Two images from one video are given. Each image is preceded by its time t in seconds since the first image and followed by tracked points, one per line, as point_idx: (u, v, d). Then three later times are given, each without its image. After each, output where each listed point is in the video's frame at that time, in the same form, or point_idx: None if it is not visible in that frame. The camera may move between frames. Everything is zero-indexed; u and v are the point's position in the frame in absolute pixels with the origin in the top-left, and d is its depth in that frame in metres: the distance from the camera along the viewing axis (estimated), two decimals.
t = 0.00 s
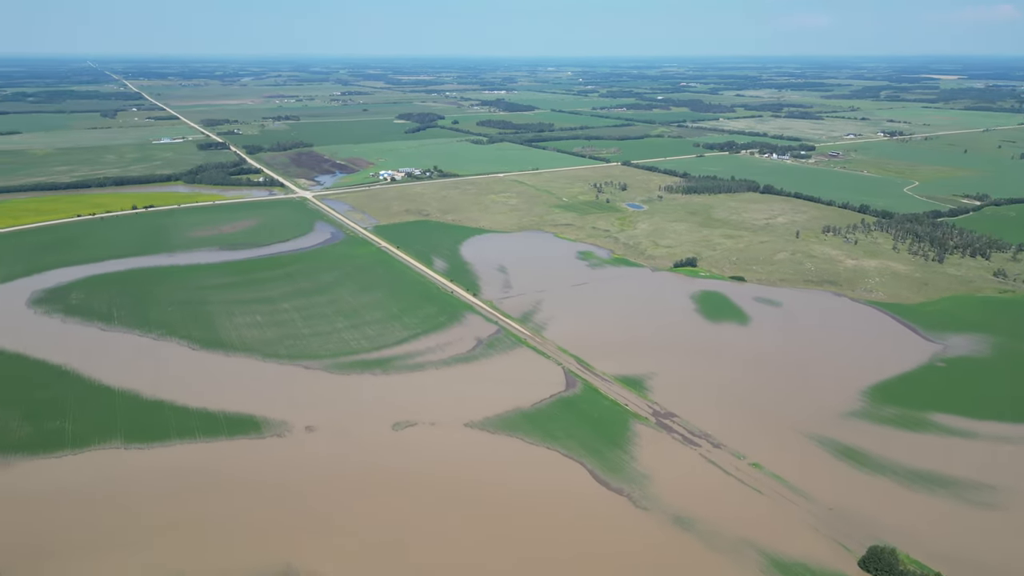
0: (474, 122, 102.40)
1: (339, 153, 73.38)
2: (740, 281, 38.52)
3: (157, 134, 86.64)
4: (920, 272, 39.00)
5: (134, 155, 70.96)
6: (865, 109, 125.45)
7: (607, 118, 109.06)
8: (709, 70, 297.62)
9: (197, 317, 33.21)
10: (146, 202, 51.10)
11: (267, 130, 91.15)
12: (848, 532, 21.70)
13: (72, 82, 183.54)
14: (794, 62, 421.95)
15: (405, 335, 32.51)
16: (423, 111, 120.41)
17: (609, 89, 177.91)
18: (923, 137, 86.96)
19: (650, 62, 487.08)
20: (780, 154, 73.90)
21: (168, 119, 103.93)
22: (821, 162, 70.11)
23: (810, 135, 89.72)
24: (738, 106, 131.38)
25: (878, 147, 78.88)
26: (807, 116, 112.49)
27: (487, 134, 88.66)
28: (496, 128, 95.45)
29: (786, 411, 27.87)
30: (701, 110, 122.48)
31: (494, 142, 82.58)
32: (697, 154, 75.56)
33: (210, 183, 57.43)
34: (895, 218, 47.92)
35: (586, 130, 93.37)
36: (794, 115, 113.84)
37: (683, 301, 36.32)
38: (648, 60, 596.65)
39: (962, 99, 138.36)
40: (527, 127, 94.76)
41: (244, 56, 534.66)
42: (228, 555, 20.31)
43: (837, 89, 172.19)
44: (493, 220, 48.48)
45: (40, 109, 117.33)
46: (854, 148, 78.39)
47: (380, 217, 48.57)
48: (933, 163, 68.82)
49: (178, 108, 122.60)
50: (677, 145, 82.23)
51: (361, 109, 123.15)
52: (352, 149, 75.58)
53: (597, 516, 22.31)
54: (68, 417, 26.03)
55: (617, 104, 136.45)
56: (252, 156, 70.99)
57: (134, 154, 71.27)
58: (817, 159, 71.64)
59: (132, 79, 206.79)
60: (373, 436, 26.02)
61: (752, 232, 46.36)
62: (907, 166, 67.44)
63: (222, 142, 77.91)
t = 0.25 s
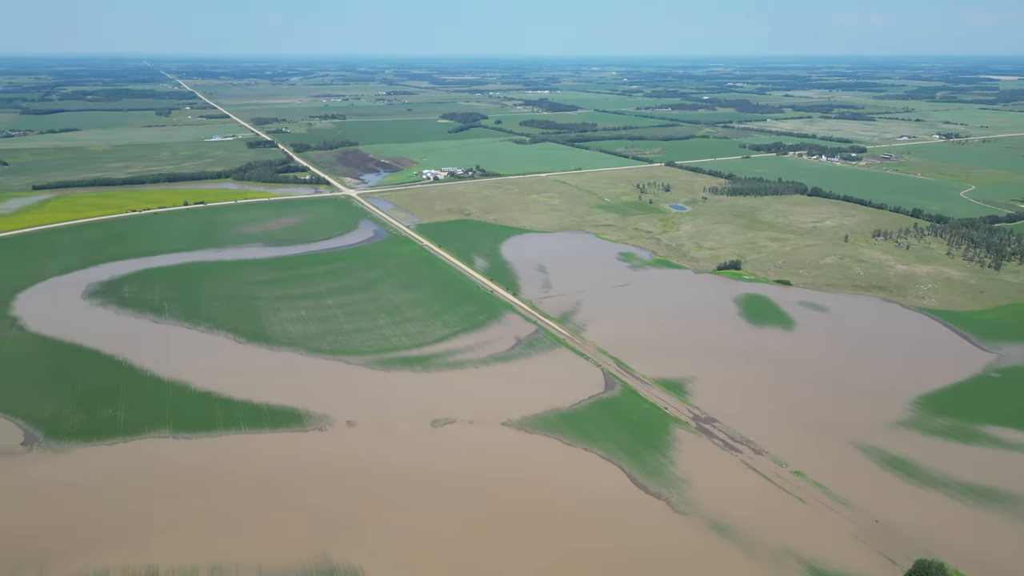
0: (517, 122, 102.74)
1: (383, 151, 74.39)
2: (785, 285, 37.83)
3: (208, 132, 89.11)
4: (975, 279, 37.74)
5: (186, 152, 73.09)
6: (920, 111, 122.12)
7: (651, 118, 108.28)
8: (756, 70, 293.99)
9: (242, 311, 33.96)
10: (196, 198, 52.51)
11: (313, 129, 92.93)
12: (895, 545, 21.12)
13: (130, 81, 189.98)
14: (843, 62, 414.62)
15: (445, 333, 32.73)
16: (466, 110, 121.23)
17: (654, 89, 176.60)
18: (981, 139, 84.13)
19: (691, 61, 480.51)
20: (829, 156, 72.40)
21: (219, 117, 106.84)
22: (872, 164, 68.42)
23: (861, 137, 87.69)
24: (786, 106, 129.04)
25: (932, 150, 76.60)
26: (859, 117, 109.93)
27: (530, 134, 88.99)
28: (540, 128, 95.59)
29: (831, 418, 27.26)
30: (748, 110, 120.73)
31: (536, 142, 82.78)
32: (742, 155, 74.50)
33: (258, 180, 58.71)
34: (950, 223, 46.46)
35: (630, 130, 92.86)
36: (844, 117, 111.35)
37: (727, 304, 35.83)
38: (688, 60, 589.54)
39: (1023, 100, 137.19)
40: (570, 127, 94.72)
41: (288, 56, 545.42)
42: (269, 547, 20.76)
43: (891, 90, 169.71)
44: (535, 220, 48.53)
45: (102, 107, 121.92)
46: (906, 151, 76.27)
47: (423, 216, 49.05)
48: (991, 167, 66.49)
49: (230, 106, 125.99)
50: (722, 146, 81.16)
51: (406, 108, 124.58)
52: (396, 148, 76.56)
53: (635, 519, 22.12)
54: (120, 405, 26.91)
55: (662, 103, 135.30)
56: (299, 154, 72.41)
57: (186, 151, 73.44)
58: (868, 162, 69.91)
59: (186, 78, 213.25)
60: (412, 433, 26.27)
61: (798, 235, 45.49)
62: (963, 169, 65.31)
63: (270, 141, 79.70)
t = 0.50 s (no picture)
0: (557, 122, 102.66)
1: (423, 150, 75.08)
2: (829, 289, 37.08)
3: (254, 130, 91.12)
4: None
5: (231, 150, 74.83)
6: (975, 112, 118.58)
7: (693, 118, 107.18)
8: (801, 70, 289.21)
9: (282, 306, 34.56)
10: (241, 195, 53.71)
11: (356, 128, 94.31)
12: (940, 559, 20.49)
13: (179, 81, 195.43)
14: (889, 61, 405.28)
15: (481, 332, 32.83)
16: (506, 110, 121.62)
17: (695, 89, 174.87)
18: None
19: (732, 58, 474.44)
20: (877, 157, 70.69)
21: (265, 116, 109.24)
22: (921, 167, 66.61)
23: (910, 138, 85.45)
24: (833, 107, 126.41)
25: (986, 152, 74.17)
26: (910, 118, 107.13)
27: (569, 134, 88.93)
28: (580, 128, 95.39)
29: (874, 427, 26.59)
30: (792, 111, 118.70)
31: (575, 142, 82.65)
32: (786, 156, 73.23)
33: (301, 178, 59.75)
34: (1004, 228, 44.94)
35: (670, 130, 92.06)
36: (894, 117, 108.66)
37: (768, 308, 35.26)
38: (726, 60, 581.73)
39: None
40: (610, 126, 94.32)
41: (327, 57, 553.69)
42: (306, 540, 21.09)
43: (943, 90, 165.84)
44: (573, 220, 48.42)
45: (153, 105, 125.72)
46: (958, 153, 74.03)
47: (461, 215, 49.34)
48: None
49: (275, 105, 128.64)
50: (766, 147, 79.90)
51: (446, 108, 125.63)
52: (436, 147, 77.23)
53: (670, 524, 21.90)
54: (165, 396, 27.63)
55: (704, 103, 133.90)
56: (341, 153, 73.53)
57: (232, 149, 75.23)
58: (917, 164, 68.05)
59: (232, 78, 218.51)
60: (447, 430, 26.42)
61: (843, 238, 44.55)
62: (1018, 173, 63.08)
63: (313, 139, 81.13)
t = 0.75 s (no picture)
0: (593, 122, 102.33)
1: (459, 150, 75.49)
2: (869, 294, 36.32)
3: (294, 129, 92.71)
4: None
5: (272, 148, 76.25)
6: None
7: (732, 119, 105.88)
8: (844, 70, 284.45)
9: (317, 303, 35.01)
10: (280, 193, 54.62)
11: (394, 127, 95.24)
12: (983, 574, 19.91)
13: (222, 80, 199.70)
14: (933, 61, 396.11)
15: (514, 332, 32.84)
16: (542, 109, 121.67)
17: (735, 89, 172.73)
18: None
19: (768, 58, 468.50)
20: (922, 160, 68.99)
21: (305, 115, 111.10)
22: (969, 170, 64.79)
23: (958, 141, 83.19)
24: (878, 108, 123.72)
25: None
26: (958, 120, 104.27)
27: (605, 134, 88.65)
28: (617, 128, 94.91)
29: (916, 436, 25.95)
30: (835, 112, 116.63)
31: (611, 142, 82.34)
32: (827, 158, 71.91)
33: (339, 177, 60.58)
34: None
35: (708, 131, 91.13)
36: (942, 119, 105.95)
37: (807, 313, 34.66)
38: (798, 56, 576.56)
39: None
40: (647, 127, 93.72)
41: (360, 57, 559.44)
42: (338, 534, 21.32)
43: (993, 91, 161.97)
44: (609, 221, 48.19)
45: (198, 104, 128.72)
46: (1008, 156, 71.81)
47: (496, 215, 49.46)
48: None
49: (315, 105, 130.73)
50: (806, 148, 78.52)
51: (483, 108, 126.18)
52: (472, 147, 77.63)
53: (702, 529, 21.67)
54: (204, 389, 28.19)
55: (744, 104, 132.21)
56: (379, 152, 74.34)
57: (272, 147, 76.63)
58: (965, 167, 66.21)
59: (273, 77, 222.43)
60: (479, 429, 26.48)
61: (885, 242, 43.59)
62: None
63: (351, 138, 82.26)
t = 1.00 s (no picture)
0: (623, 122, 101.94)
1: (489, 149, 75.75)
2: (904, 298, 35.61)
3: (326, 128, 93.78)
4: None
5: (304, 147, 77.27)
6: None
7: (764, 119, 104.69)
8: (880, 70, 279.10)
9: (346, 300, 35.37)
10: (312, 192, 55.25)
11: (424, 127, 95.84)
12: None
13: (257, 79, 202.66)
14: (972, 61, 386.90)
15: (541, 332, 32.82)
16: (573, 109, 121.46)
17: (769, 89, 170.78)
18: None
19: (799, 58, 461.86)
20: (960, 162, 67.43)
21: (337, 114, 112.39)
22: (1011, 173, 63.11)
23: (999, 143, 81.08)
24: (917, 108, 121.04)
25: None
26: (1002, 121, 101.55)
27: (635, 134, 88.22)
28: (647, 128, 94.37)
29: (951, 444, 25.35)
30: (871, 113, 114.52)
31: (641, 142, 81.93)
32: (861, 159, 70.64)
33: (370, 176, 61.15)
34: None
35: (740, 131, 90.15)
36: (985, 120, 103.28)
37: (839, 317, 34.09)
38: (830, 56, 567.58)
39: None
40: (678, 127, 93.06)
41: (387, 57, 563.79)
42: (364, 530, 21.48)
43: None
44: (638, 221, 47.93)
45: (233, 103, 131.01)
46: None
47: (524, 214, 49.48)
48: None
49: (347, 104, 132.14)
50: (840, 149, 77.25)
51: (513, 107, 126.42)
52: (501, 146, 77.86)
53: (729, 533, 21.43)
54: (235, 384, 28.62)
55: (778, 104, 130.62)
56: (409, 151, 74.88)
57: (304, 146, 77.62)
58: (1007, 170, 64.51)
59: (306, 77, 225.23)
60: (505, 428, 26.51)
61: (921, 246, 42.70)
62: None
63: (382, 137, 83.05)
